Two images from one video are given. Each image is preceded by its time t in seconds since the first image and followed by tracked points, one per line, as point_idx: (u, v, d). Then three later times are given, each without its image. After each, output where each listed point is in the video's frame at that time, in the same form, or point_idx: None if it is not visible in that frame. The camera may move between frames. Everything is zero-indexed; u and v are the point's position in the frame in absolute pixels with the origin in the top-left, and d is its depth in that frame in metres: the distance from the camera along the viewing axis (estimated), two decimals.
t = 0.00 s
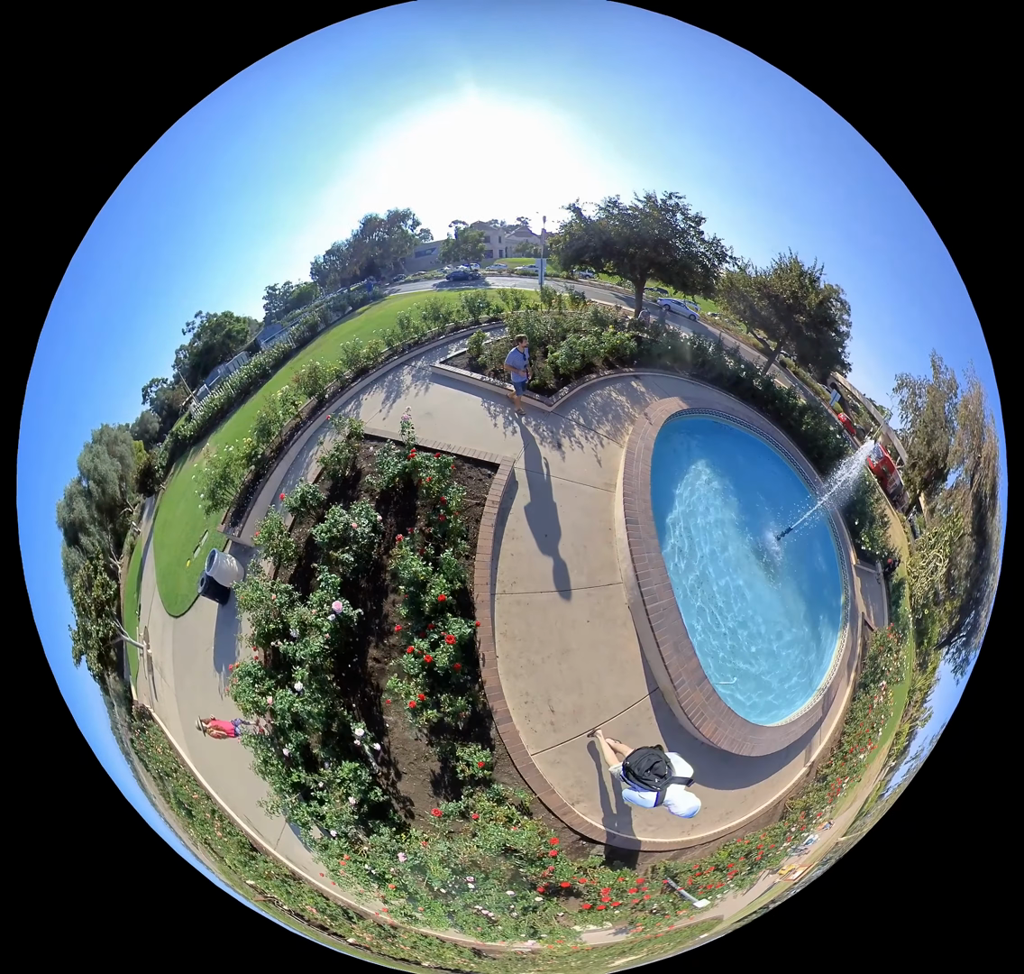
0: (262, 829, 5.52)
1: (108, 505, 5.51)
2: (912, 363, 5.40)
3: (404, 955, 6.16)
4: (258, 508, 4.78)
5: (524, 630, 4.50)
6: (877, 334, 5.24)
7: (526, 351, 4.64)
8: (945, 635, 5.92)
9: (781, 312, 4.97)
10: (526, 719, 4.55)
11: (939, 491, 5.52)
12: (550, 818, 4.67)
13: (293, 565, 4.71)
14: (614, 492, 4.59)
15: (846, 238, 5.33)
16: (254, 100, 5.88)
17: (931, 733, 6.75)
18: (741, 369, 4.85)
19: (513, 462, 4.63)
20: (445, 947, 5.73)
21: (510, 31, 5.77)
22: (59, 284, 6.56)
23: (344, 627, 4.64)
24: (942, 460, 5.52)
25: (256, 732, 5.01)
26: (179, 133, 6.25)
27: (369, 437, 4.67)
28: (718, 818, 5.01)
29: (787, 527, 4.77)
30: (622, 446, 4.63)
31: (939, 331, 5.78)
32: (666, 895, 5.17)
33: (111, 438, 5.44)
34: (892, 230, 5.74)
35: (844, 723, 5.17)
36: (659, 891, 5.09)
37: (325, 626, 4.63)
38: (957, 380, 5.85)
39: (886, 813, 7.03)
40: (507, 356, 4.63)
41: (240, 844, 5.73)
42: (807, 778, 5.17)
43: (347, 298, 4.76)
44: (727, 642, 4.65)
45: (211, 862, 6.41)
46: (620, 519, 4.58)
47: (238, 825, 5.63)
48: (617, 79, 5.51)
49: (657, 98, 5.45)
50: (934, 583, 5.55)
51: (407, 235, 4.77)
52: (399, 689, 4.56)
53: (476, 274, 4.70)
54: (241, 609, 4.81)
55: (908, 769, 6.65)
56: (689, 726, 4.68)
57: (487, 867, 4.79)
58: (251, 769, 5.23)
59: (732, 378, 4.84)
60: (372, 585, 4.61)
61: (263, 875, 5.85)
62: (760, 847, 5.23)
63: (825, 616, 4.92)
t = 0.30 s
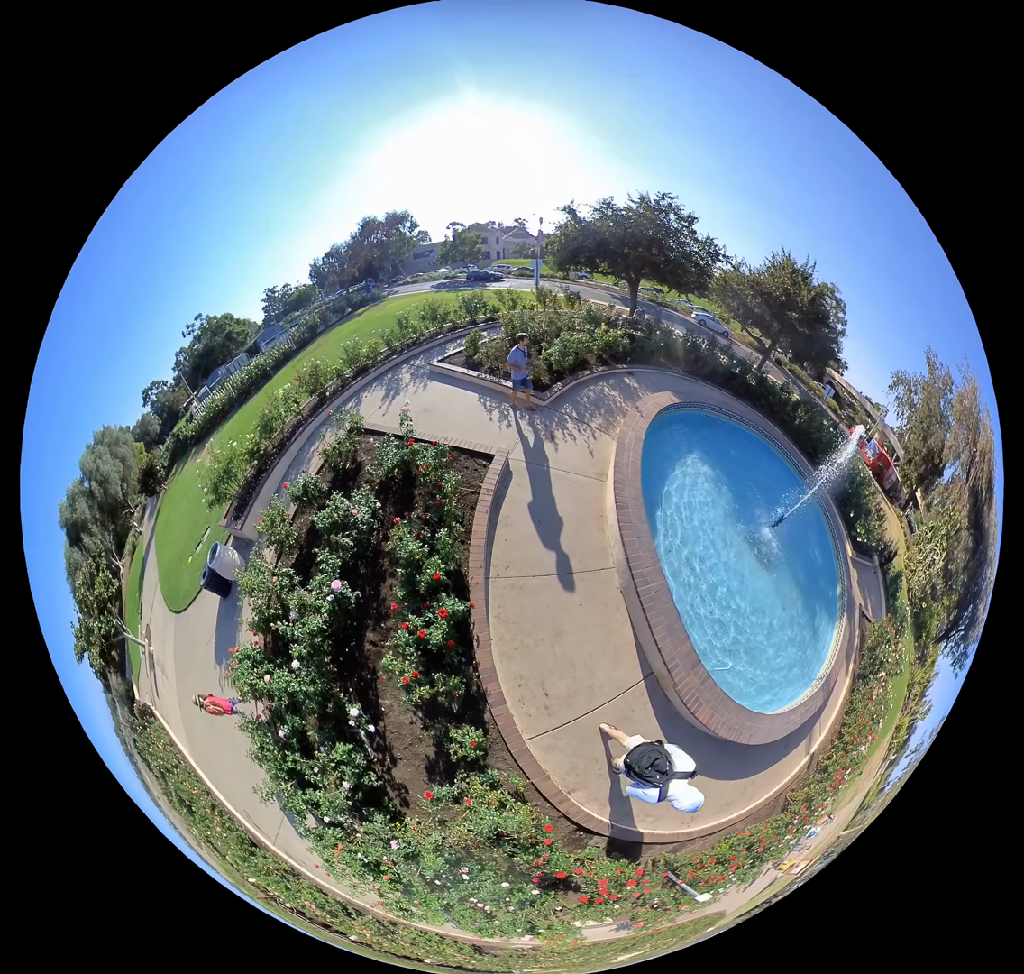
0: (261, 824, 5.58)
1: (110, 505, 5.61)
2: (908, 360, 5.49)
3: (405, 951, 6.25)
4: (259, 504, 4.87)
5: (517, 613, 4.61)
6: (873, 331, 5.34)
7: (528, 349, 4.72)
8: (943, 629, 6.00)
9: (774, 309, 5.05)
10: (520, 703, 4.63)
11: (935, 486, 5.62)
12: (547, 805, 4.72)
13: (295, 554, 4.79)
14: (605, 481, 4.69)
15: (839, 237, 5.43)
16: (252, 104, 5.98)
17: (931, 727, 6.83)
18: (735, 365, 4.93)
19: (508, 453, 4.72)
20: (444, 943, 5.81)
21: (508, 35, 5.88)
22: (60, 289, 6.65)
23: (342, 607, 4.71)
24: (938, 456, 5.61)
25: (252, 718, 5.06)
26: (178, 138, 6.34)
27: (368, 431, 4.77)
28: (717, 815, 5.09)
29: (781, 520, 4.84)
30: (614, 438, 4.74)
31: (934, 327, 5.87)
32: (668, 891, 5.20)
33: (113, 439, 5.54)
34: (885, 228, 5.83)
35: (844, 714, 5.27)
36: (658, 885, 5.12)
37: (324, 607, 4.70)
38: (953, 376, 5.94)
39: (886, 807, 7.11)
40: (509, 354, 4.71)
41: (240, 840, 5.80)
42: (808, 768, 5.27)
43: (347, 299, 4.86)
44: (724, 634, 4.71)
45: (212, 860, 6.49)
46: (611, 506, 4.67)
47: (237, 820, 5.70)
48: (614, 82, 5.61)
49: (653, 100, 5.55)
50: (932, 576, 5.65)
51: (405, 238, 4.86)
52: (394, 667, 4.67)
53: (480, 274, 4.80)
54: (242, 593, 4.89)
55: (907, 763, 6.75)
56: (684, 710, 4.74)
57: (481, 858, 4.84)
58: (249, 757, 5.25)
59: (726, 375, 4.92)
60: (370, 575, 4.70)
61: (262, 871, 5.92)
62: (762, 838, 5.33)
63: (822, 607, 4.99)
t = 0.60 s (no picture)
0: (259, 820, 5.64)
1: (112, 506, 5.69)
2: (903, 357, 5.58)
3: (407, 948, 6.32)
4: (260, 496, 4.95)
5: (513, 595, 4.69)
6: (868, 327, 5.41)
7: (533, 343, 4.82)
8: (942, 623, 6.07)
9: (768, 304, 5.12)
10: (517, 685, 4.70)
11: (933, 480, 5.67)
12: (547, 793, 4.80)
13: (294, 539, 4.84)
14: (600, 465, 4.80)
15: (833, 234, 5.52)
16: (251, 108, 6.06)
17: (930, 721, 6.91)
18: (729, 359, 5.01)
19: (504, 442, 4.82)
20: (446, 940, 5.87)
21: (507, 38, 5.97)
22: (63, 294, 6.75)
23: (339, 587, 4.80)
24: (935, 450, 5.67)
25: (250, 701, 5.10)
26: (178, 143, 6.44)
27: (367, 424, 4.87)
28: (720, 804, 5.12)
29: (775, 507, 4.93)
30: (606, 426, 4.85)
31: (929, 324, 5.96)
32: (673, 885, 5.26)
33: (115, 440, 5.62)
34: (880, 226, 5.91)
35: (845, 703, 5.30)
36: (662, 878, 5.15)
37: (322, 585, 4.79)
38: (948, 372, 6.02)
39: (886, 801, 7.17)
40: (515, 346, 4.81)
41: (240, 836, 5.87)
42: (810, 758, 5.29)
43: (346, 299, 4.94)
44: (718, 615, 4.82)
45: (216, 859, 6.57)
46: (605, 492, 4.76)
47: (236, 815, 5.78)
48: (611, 84, 5.70)
49: (650, 100, 5.64)
50: (930, 569, 5.70)
51: (403, 239, 4.95)
52: (387, 640, 4.72)
53: (473, 276, 4.88)
54: (240, 574, 4.95)
55: (908, 757, 6.83)
56: (683, 690, 4.81)
57: (476, 849, 4.89)
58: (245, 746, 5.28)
59: (720, 369, 5.00)
60: (369, 561, 4.77)
61: (263, 868, 5.98)
62: (766, 829, 5.34)
63: (820, 595, 5.06)
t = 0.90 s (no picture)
0: (261, 814, 5.72)
1: (113, 506, 5.78)
2: (899, 355, 5.68)
3: (409, 945, 6.41)
4: (263, 488, 5.04)
5: (510, 575, 4.78)
6: (864, 326, 5.52)
7: (537, 340, 4.91)
8: (939, 618, 6.18)
9: (760, 301, 5.21)
10: (514, 662, 4.78)
11: (928, 475, 5.78)
12: (544, 773, 4.85)
13: (298, 526, 4.94)
14: (593, 454, 4.90)
15: (828, 233, 5.61)
16: (250, 113, 6.16)
17: (928, 715, 7.01)
18: (723, 356, 5.09)
19: (501, 434, 4.93)
20: (447, 935, 5.95)
21: (508, 43, 6.08)
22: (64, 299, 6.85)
23: (343, 568, 4.90)
24: (930, 446, 5.78)
25: (250, 686, 5.20)
26: (177, 148, 6.53)
27: (367, 418, 4.95)
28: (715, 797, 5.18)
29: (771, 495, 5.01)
30: (598, 416, 4.95)
31: (924, 322, 6.06)
32: (676, 876, 5.32)
33: (116, 441, 5.72)
34: (875, 226, 6.02)
35: (843, 692, 5.39)
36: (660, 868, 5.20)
37: (326, 566, 4.88)
38: (943, 369, 6.13)
39: (886, 794, 7.31)
40: (521, 342, 4.89)
41: (241, 830, 5.96)
42: (810, 747, 5.38)
43: (345, 299, 5.03)
44: (714, 600, 4.88)
45: (220, 857, 6.66)
46: (598, 482, 4.86)
47: (238, 809, 5.86)
48: (610, 87, 5.79)
49: (646, 103, 5.75)
50: (926, 563, 5.81)
51: (401, 239, 5.05)
52: (388, 614, 4.81)
53: (471, 275, 4.97)
54: (245, 561, 5.07)
55: (907, 751, 6.95)
56: (678, 669, 4.87)
57: (473, 835, 4.97)
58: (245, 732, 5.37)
59: (714, 365, 5.08)
60: (370, 545, 4.89)
61: (263, 862, 6.07)
62: (767, 818, 5.44)
63: (816, 583, 5.14)
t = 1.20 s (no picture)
0: (260, 806, 5.82)
1: (116, 506, 5.89)
2: (895, 353, 5.79)
3: (411, 941, 6.53)
4: (267, 481, 5.15)
5: (500, 556, 4.89)
6: (860, 325, 5.62)
7: (538, 338, 5.03)
8: (935, 613, 6.30)
9: (751, 297, 5.32)
10: (503, 639, 4.87)
11: (924, 470, 5.89)
12: (531, 750, 4.92)
13: (301, 514, 5.06)
14: (580, 445, 5.00)
15: (823, 232, 5.72)
16: (250, 117, 6.27)
17: (926, 710, 7.12)
18: (715, 352, 5.18)
19: (493, 425, 5.00)
20: (444, 928, 6.04)
21: (510, 49, 6.20)
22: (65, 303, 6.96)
23: (343, 549, 4.99)
24: (925, 443, 5.89)
25: (250, 665, 5.25)
26: (177, 152, 6.61)
27: (366, 414, 5.06)
28: (707, 787, 5.27)
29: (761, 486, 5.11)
30: (587, 409, 5.05)
31: (919, 319, 6.17)
32: (672, 867, 5.44)
33: (118, 441, 5.84)
34: (869, 224, 6.13)
35: (840, 683, 5.49)
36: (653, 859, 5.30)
37: (328, 547, 4.99)
38: (938, 366, 6.24)
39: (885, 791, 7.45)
40: (521, 343, 5.01)
41: (241, 824, 6.06)
42: (805, 737, 5.48)
43: (344, 299, 5.14)
44: (703, 585, 4.97)
45: (223, 855, 6.77)
46: (586, 472, 4.95)
47: (237, 802, 5.96)
48: (609, 89, 5.90)
49: (643, 104, 5.86)
50: (922, 558, 5.91)
51: (399, 239, 5.16)
52: (383, 587, 4.93)
53: (468, 275, 5.06)
54: (249, 548, 5.16)
55: (904, 746, 7.07)
56: (665, 649, 4.94)
57: (463, 817, 5.06)
58: (242, 710, 5.45)
59: (706, 361, 5.17)
60: (368, 529, 4.97)
61: (262, 855, 6.16)
62: (763, 809, 5.54)
63: (808, 573, 5.24)
